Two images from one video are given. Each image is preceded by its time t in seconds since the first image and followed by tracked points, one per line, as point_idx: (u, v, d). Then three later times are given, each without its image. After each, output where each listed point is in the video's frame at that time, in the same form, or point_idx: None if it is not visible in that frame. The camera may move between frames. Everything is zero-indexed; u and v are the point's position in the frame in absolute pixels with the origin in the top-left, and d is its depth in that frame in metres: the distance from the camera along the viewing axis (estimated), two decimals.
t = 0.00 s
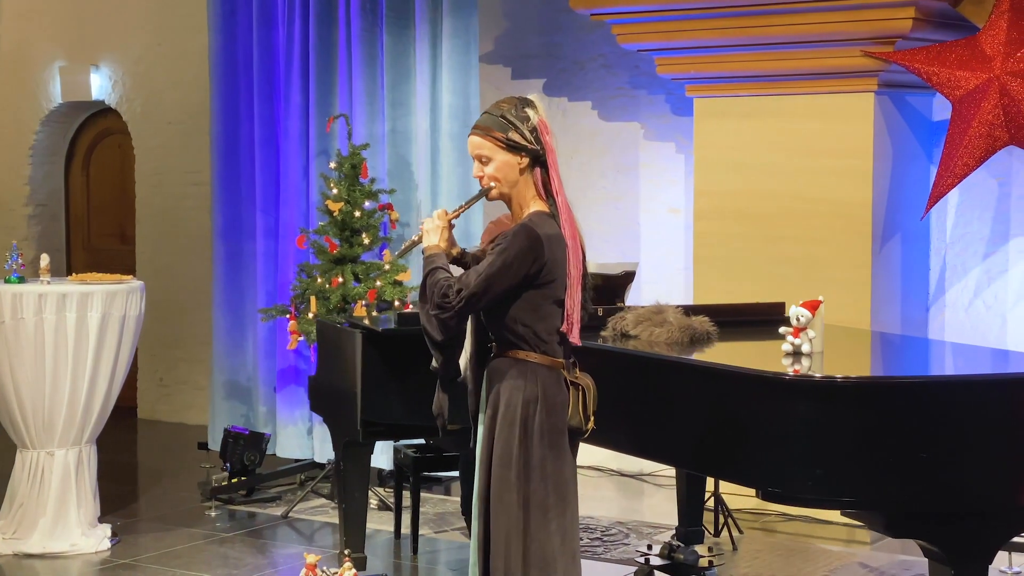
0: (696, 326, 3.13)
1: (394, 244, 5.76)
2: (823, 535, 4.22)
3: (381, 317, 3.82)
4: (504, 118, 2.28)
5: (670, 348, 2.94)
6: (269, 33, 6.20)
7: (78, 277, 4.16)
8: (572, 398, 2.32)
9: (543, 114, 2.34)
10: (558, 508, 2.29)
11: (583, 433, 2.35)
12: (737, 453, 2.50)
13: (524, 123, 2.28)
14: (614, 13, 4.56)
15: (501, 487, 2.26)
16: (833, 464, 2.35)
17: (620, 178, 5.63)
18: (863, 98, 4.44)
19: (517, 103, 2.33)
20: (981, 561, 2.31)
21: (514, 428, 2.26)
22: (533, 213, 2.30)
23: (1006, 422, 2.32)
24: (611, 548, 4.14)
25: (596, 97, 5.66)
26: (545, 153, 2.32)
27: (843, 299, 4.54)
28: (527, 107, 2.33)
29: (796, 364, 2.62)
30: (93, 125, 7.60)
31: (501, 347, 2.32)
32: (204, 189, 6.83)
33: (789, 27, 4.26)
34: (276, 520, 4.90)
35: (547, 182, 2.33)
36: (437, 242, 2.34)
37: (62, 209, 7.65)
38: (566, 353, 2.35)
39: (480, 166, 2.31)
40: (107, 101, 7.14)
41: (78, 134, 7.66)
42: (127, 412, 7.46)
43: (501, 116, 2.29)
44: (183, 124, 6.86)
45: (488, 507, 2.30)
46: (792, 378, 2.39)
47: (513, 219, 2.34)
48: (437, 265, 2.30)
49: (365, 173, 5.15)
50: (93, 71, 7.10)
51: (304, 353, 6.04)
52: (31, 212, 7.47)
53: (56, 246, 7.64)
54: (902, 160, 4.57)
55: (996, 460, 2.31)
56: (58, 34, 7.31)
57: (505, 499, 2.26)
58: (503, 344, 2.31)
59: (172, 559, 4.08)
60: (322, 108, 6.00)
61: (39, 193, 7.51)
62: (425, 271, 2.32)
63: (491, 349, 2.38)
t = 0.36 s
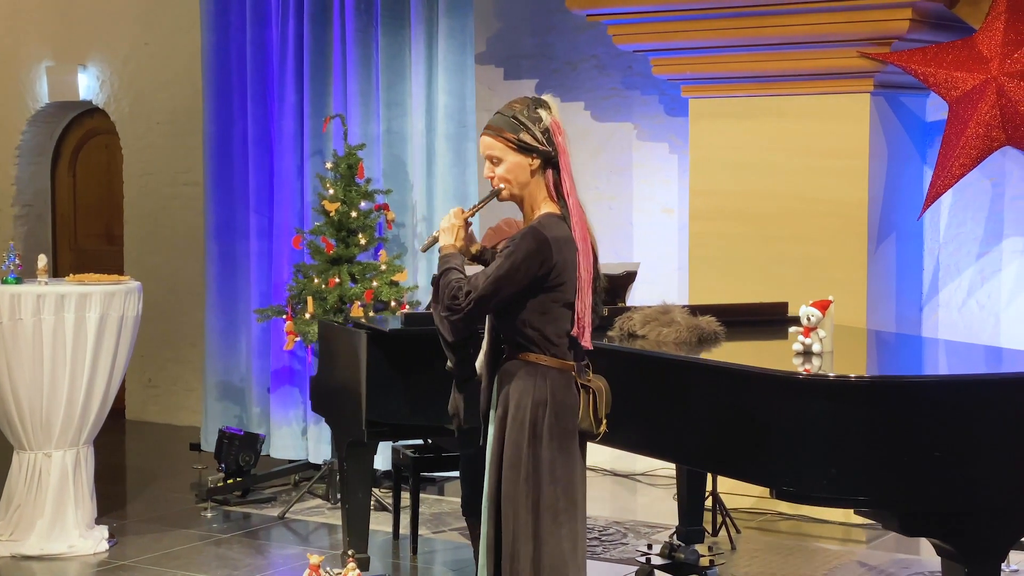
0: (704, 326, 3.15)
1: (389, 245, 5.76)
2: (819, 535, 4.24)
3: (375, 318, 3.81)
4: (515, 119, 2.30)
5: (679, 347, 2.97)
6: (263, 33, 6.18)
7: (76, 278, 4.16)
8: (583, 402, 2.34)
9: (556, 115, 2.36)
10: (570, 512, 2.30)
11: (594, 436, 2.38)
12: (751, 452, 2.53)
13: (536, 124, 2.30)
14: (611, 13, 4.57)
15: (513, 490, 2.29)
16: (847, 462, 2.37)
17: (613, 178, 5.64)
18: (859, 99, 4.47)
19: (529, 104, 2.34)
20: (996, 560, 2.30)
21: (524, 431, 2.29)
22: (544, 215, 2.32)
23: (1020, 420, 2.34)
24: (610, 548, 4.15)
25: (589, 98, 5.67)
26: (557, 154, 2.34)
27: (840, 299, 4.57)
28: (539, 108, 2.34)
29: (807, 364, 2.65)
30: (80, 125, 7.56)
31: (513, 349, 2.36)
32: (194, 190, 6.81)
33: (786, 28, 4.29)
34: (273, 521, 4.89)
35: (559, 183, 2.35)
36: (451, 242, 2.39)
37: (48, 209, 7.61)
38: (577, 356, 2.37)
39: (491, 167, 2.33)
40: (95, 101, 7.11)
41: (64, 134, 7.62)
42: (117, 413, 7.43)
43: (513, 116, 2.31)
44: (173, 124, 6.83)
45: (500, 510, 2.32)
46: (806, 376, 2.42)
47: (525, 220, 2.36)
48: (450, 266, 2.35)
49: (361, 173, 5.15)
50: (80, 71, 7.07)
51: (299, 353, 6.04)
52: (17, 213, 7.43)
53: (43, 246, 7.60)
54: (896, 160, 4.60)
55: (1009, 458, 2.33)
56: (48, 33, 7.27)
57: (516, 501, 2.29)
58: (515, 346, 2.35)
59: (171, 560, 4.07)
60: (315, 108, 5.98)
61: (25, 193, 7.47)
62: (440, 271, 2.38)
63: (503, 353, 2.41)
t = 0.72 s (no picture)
0: (706, 325, 3.21)
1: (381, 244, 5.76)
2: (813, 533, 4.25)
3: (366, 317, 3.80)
4: (512, 121, 2.32)
5: (681, 345, 3.01)
6: (253, 32, 6.16)
7: (70, 278, 4.15)
8: (585, 403, 2.34)
9: (556, 114, 2.36)
10: (572, 512, 2.33)
11: (600, 438, 2.38)
12: (759, 450, 2.55)
13: (532, 125, 2.31)
14: (603, 13, 4.58)
15: (515, 489, 2.32)
16: (855, 459, 2.40)
17: (604, 178, 5.65)
18: (851, 98, 4.49)
19: (528, 104, 2.36)
20: (1000, 557, 2.33)
21: (525, 432, 2.32)
22: (547, 215, 2.34)
23: None
24: (605, 548, 4.15)
25: (579, 98, 5.69)
26: (557, 153, 2.34)
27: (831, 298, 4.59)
28: (538, 108, 2.36)
29: (810, 362, 2.68)
30: (66, 125, 7.53)
31: (518, 350, 2.38)
32: (182, 190, 6.78)
33: (778, 29, 4.31)
34: (265, 521, 4.89)
35: (561, 182, 2.35)
36: (471, 246, 2.47)
37: (33, 209, 7.57)
38: (583, 357, 2.38)
39: (492, 169, 2.36)
40: (80, 101, 7.08)
41: (49, 133, 7.59)
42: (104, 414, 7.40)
43: (510, 118, 2.34)
44: (160, 124, 6.80)
45: (502, 509, 2.35)
46: (812, 375, 2.45)
47: (529, 220, 2.38)
48: (463, 269, 2.41)
49: (353, 173, 5.15)
50: (65, 70, 7.04)
51: (290, 353, 6.03)
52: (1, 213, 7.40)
53: (28, 246, 7.56)
54: (886, 160, 4.63)
55: (1016, 455, 2.35)
56: (33, 32, 7.23)
57: (518, 501, 2.32)
58: (520, 348, 2.37)
59: (167, 560, 4.07)
60: (307, 108, 5.96)
61: (9, 193, 7.43)
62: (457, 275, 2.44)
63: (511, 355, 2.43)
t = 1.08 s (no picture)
0: (708, 324, 3.23)
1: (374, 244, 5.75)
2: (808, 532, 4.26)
3: (360, 317, 3.79)
4: (511, 123, 2.35)
5: (683, 345, 3.03)
6: (244, 32, 6.13)
7: (64, 277, 4.13)
8: (582, 403, 2.36)
9: (556, 113, 2.37)
10: (571, 511, 2.37)
11: (602, 437, 2.40)
12: (767, 449, 2.56)
13: (529, 125, 2.33)
14: (596, 14, 4.59)
15: (514, 487, 2.37)
16: (864, 459, 2.41)
17: (596, 177, 5.66)
18: (844, 98, 4.51)
19: (528, 105, 2.38)
20: (1007, 556, 2.35)
21: (523, 431, 2.36)
22: (546, 214, 2.36)
23: None
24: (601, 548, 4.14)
25: (570, 98, 5.69)
26: (556, 153, 2.35)
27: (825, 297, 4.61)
28: (538, 108, 2.37)
29: (813, 361, 2.69)
30: (53, 124, 7.49)
31: (521, 349, 2.41)
32: (170, 189, 6.75)
33: (771, 29, 4.32)
34: (259, 521, 4.87)
35: (560, 182, 2.36)
36: (489, 247, 2.56)
37: (20, 210, 7.54)
38: (582, 357, 2.40)
39: (495, 169, 2.39)
40: (67, 101, 7.04)
41: (36, 133, 7.54)
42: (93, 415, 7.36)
43: (510, 120, 2.37)
44: (148, 123, 6.77)
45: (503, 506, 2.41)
46: (820, 374, 2.46)
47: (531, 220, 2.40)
48: (475, 267, 2.48)
49: (347, 172, 5.15)
50: (51, 69, 7.01)
51: (282, 353, 6.00)
52: None
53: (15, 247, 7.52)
54: (878, 160, 4.66)
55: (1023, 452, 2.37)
56: (21, 31, 7.19)
57: (517, 500, 2.37)
58: (521, 346, 2.41)
59: (163, 561, 4.06)
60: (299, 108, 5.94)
61: None
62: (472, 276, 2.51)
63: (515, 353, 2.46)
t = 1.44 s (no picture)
0: (713, 325, 3.22)
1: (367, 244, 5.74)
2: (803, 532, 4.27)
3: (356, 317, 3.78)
4: (524, 121, 2.37)
5: (688, 345, 3.04)
6: (236, 32, 6.11)
7: (58, 278, 4.12)
8: (591, 399, 2.37)
9: (568, 115, 2.37)
10: (580, 507, 2.38)
11: (611, 433, 2.41)
12: (774, 449, 2.58)
13: (541, 125, 2.34)
14: (591, 14, 4.59)
15: (524, 485, 2.39)
16: (872, 459, 2.42)
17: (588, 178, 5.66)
18: (838, 99, 4.53)
19: (541, 105, 2.39)
20: (1017, 557, 2.34)
21: (533, 428, 2.38)
22: (553, 213, 2.37)
23: None
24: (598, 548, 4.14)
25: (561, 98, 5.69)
26: (566, 154, 2.36)
27: (818, 296, 4.62)
28: (551, 109, 2.38)
29: (820, 362, 2.70)
30: (38, 124, 7.46)
31: (530, 347, 2.42)
32: (159, 190, 6.71)
33: (765, 30, 4.34)
34: (253, 523, 4.85)
35: (568, 181, 2.37)
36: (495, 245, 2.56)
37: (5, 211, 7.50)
38: (590, 354, 2.41)
39: (504, 166, 2.40)
40: (53, 100, 7.00)
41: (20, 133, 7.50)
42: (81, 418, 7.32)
43: (522, 118, 2.38)
44: (137, 123, 6.73)
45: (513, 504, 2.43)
46: (828, 374, 2.47)
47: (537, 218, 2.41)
48: (480, 265, 2.48)
49: (341, 172, 5.14)
50: (37, 68, 6.97)
51: (274, 354, 5.98)
52: None
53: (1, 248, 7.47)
54: (871, 161, 4.67)
55: None
56: (9, 32, 7.16)
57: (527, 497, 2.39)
58: (530, 343, 2.42)
59: (159, 563, 4.04)
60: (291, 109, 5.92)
61: None
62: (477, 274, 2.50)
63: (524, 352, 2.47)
